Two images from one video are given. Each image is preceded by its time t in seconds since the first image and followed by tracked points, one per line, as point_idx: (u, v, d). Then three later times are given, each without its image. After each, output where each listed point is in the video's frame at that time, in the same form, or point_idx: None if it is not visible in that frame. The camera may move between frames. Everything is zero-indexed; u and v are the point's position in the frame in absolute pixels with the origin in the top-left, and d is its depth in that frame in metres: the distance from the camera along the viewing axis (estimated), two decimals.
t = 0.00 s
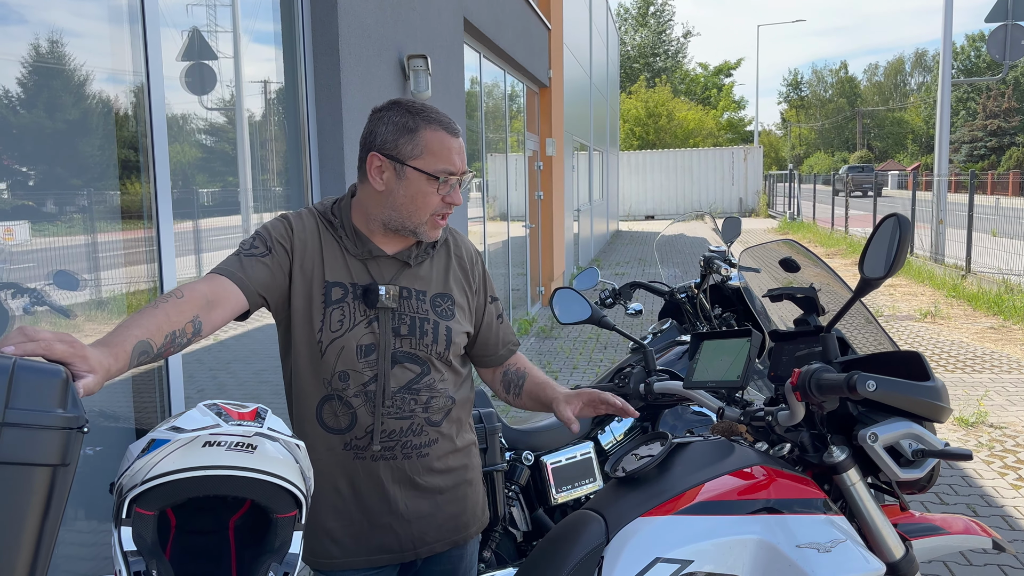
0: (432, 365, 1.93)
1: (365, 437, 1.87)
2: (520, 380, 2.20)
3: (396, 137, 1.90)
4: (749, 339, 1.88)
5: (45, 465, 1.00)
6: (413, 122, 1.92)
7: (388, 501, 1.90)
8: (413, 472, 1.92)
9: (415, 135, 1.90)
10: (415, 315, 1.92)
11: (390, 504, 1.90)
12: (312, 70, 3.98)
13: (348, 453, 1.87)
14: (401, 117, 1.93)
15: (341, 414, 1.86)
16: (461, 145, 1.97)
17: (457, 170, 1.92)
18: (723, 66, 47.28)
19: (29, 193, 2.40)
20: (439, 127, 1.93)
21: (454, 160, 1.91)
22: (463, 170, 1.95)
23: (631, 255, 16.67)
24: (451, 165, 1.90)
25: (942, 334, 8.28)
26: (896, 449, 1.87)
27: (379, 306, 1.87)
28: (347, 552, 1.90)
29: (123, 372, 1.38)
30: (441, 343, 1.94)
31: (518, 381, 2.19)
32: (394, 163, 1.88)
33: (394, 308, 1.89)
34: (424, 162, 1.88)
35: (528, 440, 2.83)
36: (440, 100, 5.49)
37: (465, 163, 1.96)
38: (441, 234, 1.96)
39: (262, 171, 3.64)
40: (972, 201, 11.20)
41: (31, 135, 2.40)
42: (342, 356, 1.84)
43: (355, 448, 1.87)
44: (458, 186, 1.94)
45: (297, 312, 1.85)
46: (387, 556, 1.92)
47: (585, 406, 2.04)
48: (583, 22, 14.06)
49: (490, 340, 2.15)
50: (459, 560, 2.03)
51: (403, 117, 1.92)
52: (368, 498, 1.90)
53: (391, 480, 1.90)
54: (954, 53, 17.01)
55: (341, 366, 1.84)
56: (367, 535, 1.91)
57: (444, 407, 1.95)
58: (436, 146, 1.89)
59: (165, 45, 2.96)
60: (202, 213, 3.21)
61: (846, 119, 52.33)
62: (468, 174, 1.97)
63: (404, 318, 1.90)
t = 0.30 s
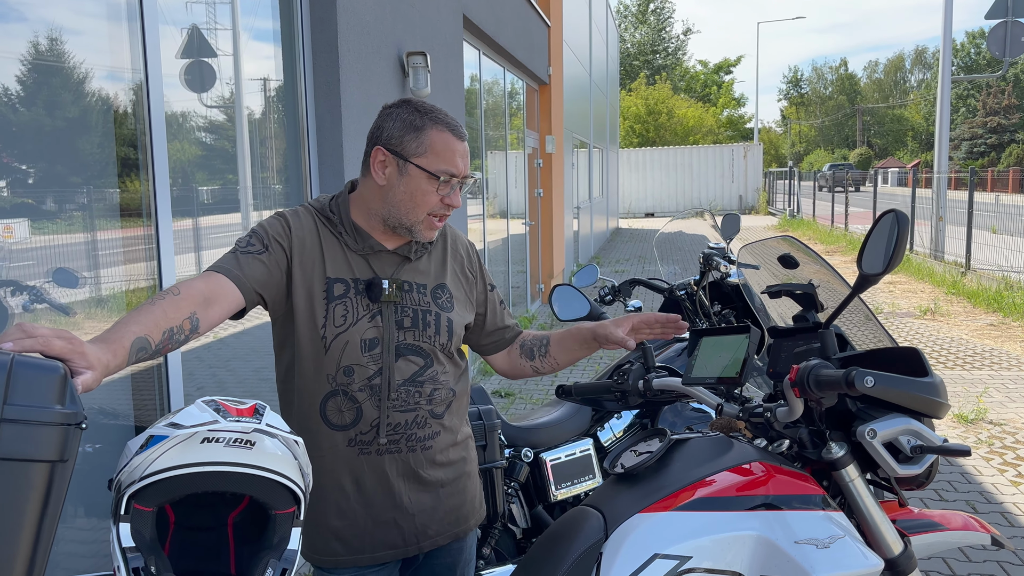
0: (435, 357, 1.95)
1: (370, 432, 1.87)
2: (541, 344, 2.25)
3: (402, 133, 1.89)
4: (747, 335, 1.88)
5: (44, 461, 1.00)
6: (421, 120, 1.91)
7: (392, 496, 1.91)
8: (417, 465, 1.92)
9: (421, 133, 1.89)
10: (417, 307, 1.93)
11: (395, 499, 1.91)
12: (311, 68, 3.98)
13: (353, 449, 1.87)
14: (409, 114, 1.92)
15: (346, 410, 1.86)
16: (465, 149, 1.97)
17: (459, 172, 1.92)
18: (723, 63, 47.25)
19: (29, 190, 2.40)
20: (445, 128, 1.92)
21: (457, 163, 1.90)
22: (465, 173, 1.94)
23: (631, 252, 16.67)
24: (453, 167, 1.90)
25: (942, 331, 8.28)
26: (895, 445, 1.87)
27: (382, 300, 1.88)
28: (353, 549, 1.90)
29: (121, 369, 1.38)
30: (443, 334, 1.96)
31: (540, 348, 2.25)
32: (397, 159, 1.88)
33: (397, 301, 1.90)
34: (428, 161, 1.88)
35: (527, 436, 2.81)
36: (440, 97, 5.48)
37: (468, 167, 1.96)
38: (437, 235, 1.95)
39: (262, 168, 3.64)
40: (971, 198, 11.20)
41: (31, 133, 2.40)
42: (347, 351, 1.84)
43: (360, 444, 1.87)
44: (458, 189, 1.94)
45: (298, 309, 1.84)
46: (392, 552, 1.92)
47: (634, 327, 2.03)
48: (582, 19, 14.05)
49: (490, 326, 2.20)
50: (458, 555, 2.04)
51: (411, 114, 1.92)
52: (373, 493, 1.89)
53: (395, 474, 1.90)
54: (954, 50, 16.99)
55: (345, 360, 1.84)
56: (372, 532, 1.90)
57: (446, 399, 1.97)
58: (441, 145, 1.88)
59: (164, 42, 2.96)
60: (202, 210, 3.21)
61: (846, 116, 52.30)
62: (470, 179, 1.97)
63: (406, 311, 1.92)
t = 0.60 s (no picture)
0: (431, 356, 1.95)
1: (368, 431, 1.87)
2: (519, 369, 2.22)
3: (381, 123, 1.90)
4: (743, 332, 1.88)
5: (39, 459, 1.00)
6: (402, 110, 1.91)
7: (391, 494, 1.91)
8: (414, 463, 1.93)
9: (399, 123, 1.89)
10: (413, 307, 1.94)
11: (393, 497, 1.91)
12: (308, 65, 3.97)
13: (351, 447, 1.87)
14: (392, 105, 1.93)
15: (343, 409, 1.86)
16: (449, 139, 1.94)
17: (435, 162, 1.89)
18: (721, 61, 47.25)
19: (25, 189, 2.40)
20: (424, 117, 1.91)
21: (435, 153, 1.89)
22: (445, 165, 1.91)
23: (629, 250, 16.68)
24: (428, 156, 1.88)
25: (939, 328, 8.29)
26: (890, 442, 1.88)
27: (379, 300, 1.88)
28: (352, 547, 1.90)
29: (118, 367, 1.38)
30: (439, 334, 1.97)
31: (517, 372, 2.21)
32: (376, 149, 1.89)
33: (393, 300, 1.91)
34: (404, 150, 1.87)
35: (523, 434, 2.83)
36: (437, 95, 5.48)
37: (450, 157, 1.92)
38: (418, 227, 1.92)
39: (259, 167, 3.64)
40: (969, 196, 11.21)
41: (27, 131, 2.40)
42: (344, 350, 1.84)
43: (358, 442, 1.87)
44: (438, 180, 1.91)
45: (296, 308, 1.84)
46: (391, 549, 1.93)
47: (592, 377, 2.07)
48: (580, 16, 14.03)
49: (481, 330, 2.18)
50: (455, 553, 2.05)
51: (394, 105, 1.93)
52: (372, 490, 1.90)
53: (393, 471, 1.91)
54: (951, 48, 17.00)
55: (343, 360, 1.84)
56: (371, 530, 1.91)
57: (443, 397, 1.98)
58: (414, 133, 1.87)
59: (161, 40, 2.96)
60: (200, 208, 3.21)
61: (844, 113, 52.31)
62: (453, 171, 1.93)
63: (403, 310, 1.92)
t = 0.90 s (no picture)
0: (423, 359, 1.93)
1: (358, 431, 1.87)
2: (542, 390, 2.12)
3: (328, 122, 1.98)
4: (739, 330, 1.89)
5: (35, 459, 1.00)
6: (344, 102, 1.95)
7: (380, 493, 1.91)
8: (404, 464, 1.92)
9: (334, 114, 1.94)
10: (406, 309, 1.91)
11: (383, 496, 1.91)
12: (303, 64, 3.96)
13: (341, 446, 1.87)
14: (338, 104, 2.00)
15: (334, 408, 1.86)
16: (384, 112, 1.91)
17: (362, 135, 1.88)
18: (716, 59, 47.24)
19: (20, 187, 2.40)
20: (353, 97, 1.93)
21: (357, 126, 1.89)
22: (375, 135, 1.89)
23: (625, 247, 16.69)
24: (353, 132, 1.88)
25: (935, 325, 8.32)
26: (885, 439, 1.89)
27: (372, 301, 1.87)
28: (341, 544, 1.90)
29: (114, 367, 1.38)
30: (432, 338, 1.93)
31: (541, 392, 2.12)
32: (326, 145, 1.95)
33: (387, 302, 1.89)
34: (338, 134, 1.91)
35: (520, 432, 2.83)
36: (432, 94, 5.47)
37: (381, 128, 1.89)
38: (372, 204, 1.88)
39: (255, 165, 3.63)
40: (964, 193, 11.24)
41: (23, 130, 2.40)
42: (336, 350, 1.84)
43: (348, 442, 1.87)
44: (374, 152, 1.88)
45: (290, 308, 1.85)
46: (381, 548, 1.93)
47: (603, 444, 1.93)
48: (576, 14, 14.01)
49: (487, 325, 2.13)
50: (450, 552, 2.05)
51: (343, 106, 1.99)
52: (362, 489, 1.90)
53: (383, 471, 1.90)
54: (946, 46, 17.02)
55: (335, 360, 1.84)
56: (361, 528, 1.91)
57: (436, 400, 1.96)
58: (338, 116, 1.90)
59: (156, 38, 2.95)
60: (195, 207, 3.20)
61: (840, 111, 52.38)
62: (388, 140, 1.89)
63: (396, 312, 1.90)
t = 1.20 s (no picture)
0: (413, 361, 1.92)
1: (348, 431, 1.87)
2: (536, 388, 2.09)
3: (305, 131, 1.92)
4: (734, 328, 1.90)
5: (30, 458, 0.99)
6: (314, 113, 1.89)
7: (373, 493, 1.91)
8: (397, 465, 1.91)
9: (309, 124, 1.87)
10: (396, 310, 1.90)
11: (375, 496, 1.91)
12: (298, 61, 3.95)
13: (332, 445, 1.88)
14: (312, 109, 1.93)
15: (325, 407, 1.86)
16: (359, 120, 1.84)
17: (340, 148, 1.83)
18: (712, 57, 47.27)
19: (15, 186, 2.40)
20: (325, 105, 1.85)
21: (332, 139, 1.82)
22: (354, 147, 1.83)
23: (621, 245, 16.70)
24: (330, 145, 1.83)
25: (930, 322, 8.34)
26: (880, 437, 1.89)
27: (360, 301, 1.86)
28: (334, 543, 1.91)
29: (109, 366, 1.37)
30: (422, 339, 1.92)
31: (535, 390, 2.09)
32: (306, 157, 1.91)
33: (376, 302, 1.88)
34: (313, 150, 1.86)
35: (516, 430, 2.83)
36: (428, 92, 5.47)
37: (358, 138, 1.83)
38: (361, 214, 1.86)
39: (251, 163, 3.62)
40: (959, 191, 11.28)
41: (17, 128, 2.39)
42: (325, 350, 1.84)
43: (338, 441, 1.88)
44: (355, 164, 1.83)
45: (282, 306, 1.86)
46: (374, 547, 1.93)
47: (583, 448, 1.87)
48: (571, 11, 14.00)
49: (486, 324, 2.10)
50: (447, 553, 2.04)
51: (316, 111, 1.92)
52: (355, 488, 1.90)
53: (375, 472, 1.90)
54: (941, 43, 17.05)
55: (324, 359, 1.84)
56: (353, 527, 1.91)
57: (427, 403, 1.94)
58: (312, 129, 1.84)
59: (151, 36, 2.94)
60: (191, 205, 3.20)
61: (835, 108, 52.46)
62: (367, 149, 1.84)
63: (385, 313, 1.89)
